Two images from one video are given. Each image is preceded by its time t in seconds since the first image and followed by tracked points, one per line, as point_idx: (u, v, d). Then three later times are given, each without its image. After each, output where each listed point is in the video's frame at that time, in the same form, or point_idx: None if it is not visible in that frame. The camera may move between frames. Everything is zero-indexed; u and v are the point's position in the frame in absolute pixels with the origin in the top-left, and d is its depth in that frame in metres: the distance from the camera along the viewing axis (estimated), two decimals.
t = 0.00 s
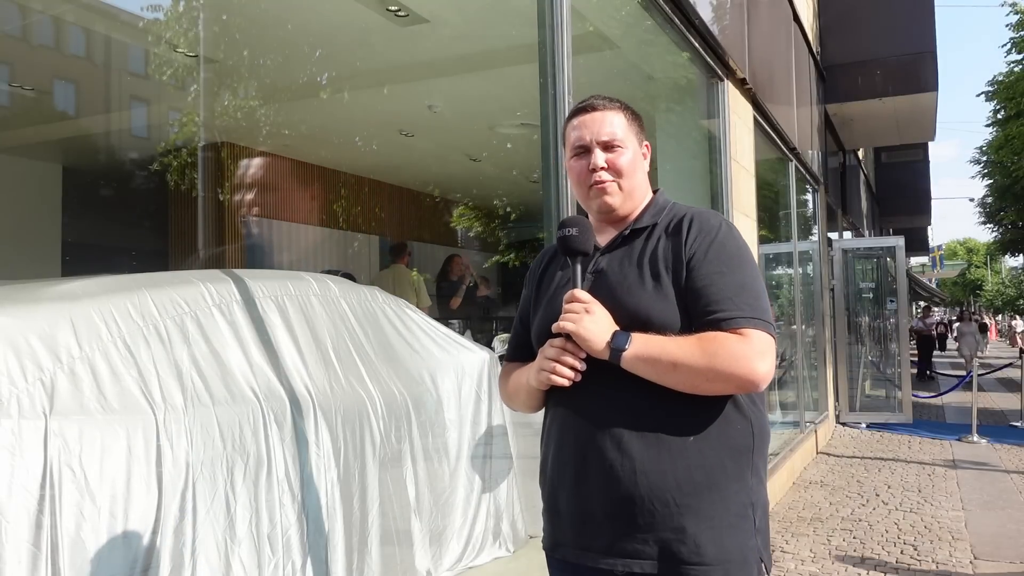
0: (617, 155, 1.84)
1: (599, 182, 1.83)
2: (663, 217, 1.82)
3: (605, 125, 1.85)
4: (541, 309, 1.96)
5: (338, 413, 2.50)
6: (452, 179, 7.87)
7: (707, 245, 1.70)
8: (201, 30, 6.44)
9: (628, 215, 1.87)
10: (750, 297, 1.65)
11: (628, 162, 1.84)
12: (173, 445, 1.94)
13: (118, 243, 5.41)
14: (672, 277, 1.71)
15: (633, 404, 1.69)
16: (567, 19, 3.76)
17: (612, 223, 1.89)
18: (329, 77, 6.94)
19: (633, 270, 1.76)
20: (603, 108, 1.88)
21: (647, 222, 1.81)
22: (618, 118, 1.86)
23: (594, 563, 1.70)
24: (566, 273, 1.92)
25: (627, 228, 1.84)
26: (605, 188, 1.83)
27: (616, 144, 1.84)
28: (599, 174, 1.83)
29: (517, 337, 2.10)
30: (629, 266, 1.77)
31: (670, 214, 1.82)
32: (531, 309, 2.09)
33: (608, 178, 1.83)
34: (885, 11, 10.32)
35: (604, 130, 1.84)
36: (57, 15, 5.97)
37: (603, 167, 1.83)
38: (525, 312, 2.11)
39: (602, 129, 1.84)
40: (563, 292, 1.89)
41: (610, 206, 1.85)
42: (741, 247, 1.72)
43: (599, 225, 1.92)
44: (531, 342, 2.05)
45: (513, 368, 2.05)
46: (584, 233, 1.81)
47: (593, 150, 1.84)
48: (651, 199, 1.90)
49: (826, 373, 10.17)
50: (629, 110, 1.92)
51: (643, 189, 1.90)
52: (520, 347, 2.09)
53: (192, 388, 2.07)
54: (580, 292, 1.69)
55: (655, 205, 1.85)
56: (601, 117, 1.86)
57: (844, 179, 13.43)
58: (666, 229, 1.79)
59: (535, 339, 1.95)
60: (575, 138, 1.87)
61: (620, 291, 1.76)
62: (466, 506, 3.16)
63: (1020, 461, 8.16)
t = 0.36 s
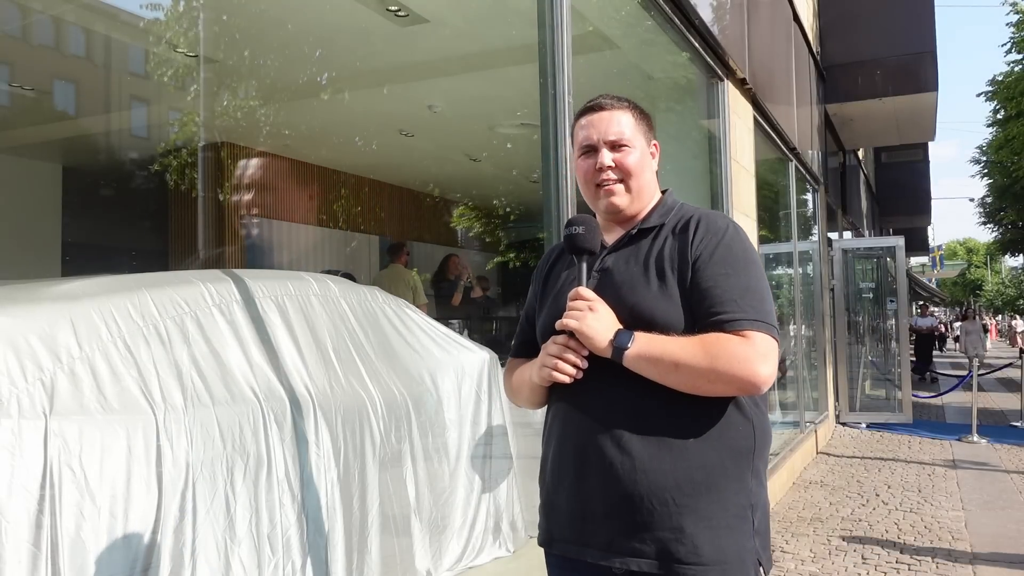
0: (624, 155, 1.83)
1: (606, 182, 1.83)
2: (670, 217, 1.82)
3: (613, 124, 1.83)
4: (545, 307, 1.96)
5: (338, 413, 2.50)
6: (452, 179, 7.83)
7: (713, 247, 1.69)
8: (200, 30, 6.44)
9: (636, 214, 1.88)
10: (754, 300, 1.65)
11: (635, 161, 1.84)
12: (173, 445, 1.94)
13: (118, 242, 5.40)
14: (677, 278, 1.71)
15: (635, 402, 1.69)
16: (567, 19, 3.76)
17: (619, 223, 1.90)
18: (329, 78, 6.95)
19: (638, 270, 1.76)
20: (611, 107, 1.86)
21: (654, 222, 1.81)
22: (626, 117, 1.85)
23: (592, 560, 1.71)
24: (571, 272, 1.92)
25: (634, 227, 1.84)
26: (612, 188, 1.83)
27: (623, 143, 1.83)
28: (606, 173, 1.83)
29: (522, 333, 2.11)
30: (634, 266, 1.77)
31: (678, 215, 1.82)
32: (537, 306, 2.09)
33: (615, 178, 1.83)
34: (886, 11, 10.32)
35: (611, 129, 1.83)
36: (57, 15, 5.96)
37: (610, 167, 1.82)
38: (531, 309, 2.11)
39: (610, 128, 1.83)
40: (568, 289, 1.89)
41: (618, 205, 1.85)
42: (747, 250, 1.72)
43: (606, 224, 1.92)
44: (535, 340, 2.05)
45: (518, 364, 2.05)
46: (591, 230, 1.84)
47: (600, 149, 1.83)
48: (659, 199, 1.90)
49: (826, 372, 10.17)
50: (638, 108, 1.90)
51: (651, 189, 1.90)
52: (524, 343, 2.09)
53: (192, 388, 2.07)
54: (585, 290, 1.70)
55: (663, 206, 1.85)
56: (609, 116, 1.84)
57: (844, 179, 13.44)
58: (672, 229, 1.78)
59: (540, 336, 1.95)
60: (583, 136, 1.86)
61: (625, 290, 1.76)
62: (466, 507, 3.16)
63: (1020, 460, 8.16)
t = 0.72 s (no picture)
0: (629, 156, 1.83)
1: (611, 182, 1.83)
2: (674, 219, 1.81)
3: (619, 125, 1.83)
4: (547, 306, 1.95)
5: (338, 413, 2.50)
6: (453, 179, 7.86)
7: (718, 250, 1.70)
8: (200, 31, 6.44)
9: (638, 216, 1.88)
10: (757, 303, 1.66)
11: (640, 163, 1.84)
12: (174, 445, 1.94)
13: (120, 242, 5.40)
14: (682, 280, 1.71)
15: (638, 401, 1.69)
16: (567, 19, 3.76)
17: (622, 224, 1.90)
18: (328, 78, 6.95)
19: (643, 270, 1.76)
20: (617, 108, 1.87)
21: (658, 224, 1.80)
22: (632, 119, 1.85)
23: (593, 556, 1.71)
24: (574, 271, 1.91)
25: (637, 228, 1.84)
26: (617, 189, 1.83)
27: (629, 145, 1.83)
28: (611, 174, 1.82)
29: (522, 330, 2.11)
30: (639, 267, 1.77)
31: (682, 217, 1.82)
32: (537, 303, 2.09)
33: (620, 179, 1.83)
34: (885, 11, 10.32)
35: (617, 131, 1.83)
36: (57, 15, 5.96)
37: (615, 168, 1.82)
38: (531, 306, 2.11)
39: (616, 129, 1.83)
40: (571, 288, 1.88)
41: (621, 206, 1.85)
42: (750, 254, 1.73)
43: (609, 225, 1.92)
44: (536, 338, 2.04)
45: (519, 361, 2.05)
46: (597, 232, 1.82)
47: (606, 150, 1.83)
48: (662, 201, 1.90)
49: (826, 373, 10.17)
50: (643, 111, 1.91)
51: (654, 191, 1.90)
52: (524, 339, 2.09)
53: (192, 388, 2.07)
54: (591, 291, 1.69)
55: (667, 208, 1.85)
56: (615, 117, 1.85)
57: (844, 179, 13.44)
58: (677, 232, 1.78)
59: (541, 334, 1.95)
60: (588, 137, 1.86)
61: (629, 291, 1.75)
62: (466, 506, 3.16)
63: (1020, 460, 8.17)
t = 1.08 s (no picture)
0: (630, 161, 1.83)
1: (611, 188, 1.83)
2: (673, 225, 1.82)
3: (620, 131, 1.84)
4: (546, 306, 1.95)
5: (338, 413, 2.50)
6: (452, 179, 7.92)
7: (717, 257, 1.70)
8: (201, 31, 6.43)
9: (637, 222, 1.88)
10: (755, 309, 1.68)
11: (640, 169, 1.83)
12: (173, 446, 1.94)
13: (120, 241, 5.42)
14: (682, 285, 1.72)
15: (636, 399, 1.70)
16: (568, 19, 3.75)
17: (620, 229, 1.89)
18: (329, 77, 6.96)
19: (643, 274, 1.76)
20: (618, 115, 1.87)
21: (657, 229, 1.80)
22: (632, 125, 1.85)
23: (592, 550, 1.71)
24: (574, 273, 1.90)
25: (636, 233, 1.84)
26: (617, 194, 1.83)
27: (629, 151, 1.83)
28: (612, 179, 1.82)
29: (520, 328, 2.11)
30: (640, 271, 1.77)
31: (680, 223, 1.82)
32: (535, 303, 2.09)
33: (620, 185, 1.83)
34: (886, 11, 10.32)
35: (618, 137, 1.83)
36: (57, 15, 5.96)
37: (616, 173, 1.82)
38: (528, 305, 2.10)
39: (617, 135, 1.84)
40: (571, 291, 1.88)
41: (621, 211, 1.84)
42: (746, 260, 1.74)
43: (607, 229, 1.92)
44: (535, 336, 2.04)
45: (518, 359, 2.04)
46: (600, 238, 1.81)
47: (607, 155, 1.83)
48: (660, 207, 1.90)
49: (826, 373, 10.17)
50: (642, 117, 1.91)
51: (653, 197, 1.90)
52: (523, 337, 2.10)
53: (192, 388, 2.07)
54: (594, 293, 1.68)
55: (664, 214, 1.85)
56: (616, 124, 1.85)
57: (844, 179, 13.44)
58: (676, 237, 1.78)
59: (541, 334, 1.94)
60: (589, 142, 1.86)
61: (628, 294, 1.75)
62: (466, 506, 3.16)
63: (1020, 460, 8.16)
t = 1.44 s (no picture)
0: (624, 168, 1.83)
1: (607, 194, 1.83)
2: (670, 230, 1.81)
3: (614, 139, 1.83)
4: (547, 309, 1.94)
5: (338, 413, 2.50)
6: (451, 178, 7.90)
7: (713, 261, 1.71)
8: (201, 31, 6.44)
9: (633, 227, 1.88)
10: (749, 312, 1.69)
11: (634, 176, 1.83)
12: (173, 445, 1.94)
13: (121, 241, 5.42)
14: (679, 289, 1.72)
15: (635, 397, 1.70)
16: (567, 19, 3.76)
17: (617, 234, 1.89)
18: (328, 77, 6.97)
19: (642, 278, 1.76)
20: (613, 121, 1.86)
21: (654, 234, 1.80)
22: (626, 132, 1.85)
23: (590, 544, 1.71)
24: (574, 276, 1.90)
25: (634, 238, 1.83)
26: (612, 201, 1.83)
27: (624, 158, 1.83)
28: (607, 186, 1.82)
29: (520, 328, 2.11)
30: (638, 275, 1.77)
31: (677, 229, 1.82)
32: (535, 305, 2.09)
33: (615, 191, 1.83)
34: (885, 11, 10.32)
35: (612, 144, 1.83)
36: (57, 15, 5.96)
37: (610, 180, 1.82)
38: (528, 306, 2.10)
39: (611, 142, 1.83)
40: (572, 294, 1.87)
41: (617, 217, 1.84)
42: (741, 265, 1.75)
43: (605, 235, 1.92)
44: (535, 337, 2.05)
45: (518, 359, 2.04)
46: (602, 244, 1.82)
47: (602, 163, 1.83)
48: (656, 212, 1.90)
49: (826, 373, 10.17)
50: (636, 123, 1.90)
51: (648, 203, 1.89)
52: (523, 337, 2.10)
53: (192, 388, 2.07)
54: (595, 296, 1.69)
55: (661, 219, 1.85)
56: (611, 131, 1.84)
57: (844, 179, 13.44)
58: (673, 242, 1.78)
59: (542, 336, 1.94)
60: (585, 150, 1.86)
61: (627, 298, 1.75)
62: (466, 506, 3.16)
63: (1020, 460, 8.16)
